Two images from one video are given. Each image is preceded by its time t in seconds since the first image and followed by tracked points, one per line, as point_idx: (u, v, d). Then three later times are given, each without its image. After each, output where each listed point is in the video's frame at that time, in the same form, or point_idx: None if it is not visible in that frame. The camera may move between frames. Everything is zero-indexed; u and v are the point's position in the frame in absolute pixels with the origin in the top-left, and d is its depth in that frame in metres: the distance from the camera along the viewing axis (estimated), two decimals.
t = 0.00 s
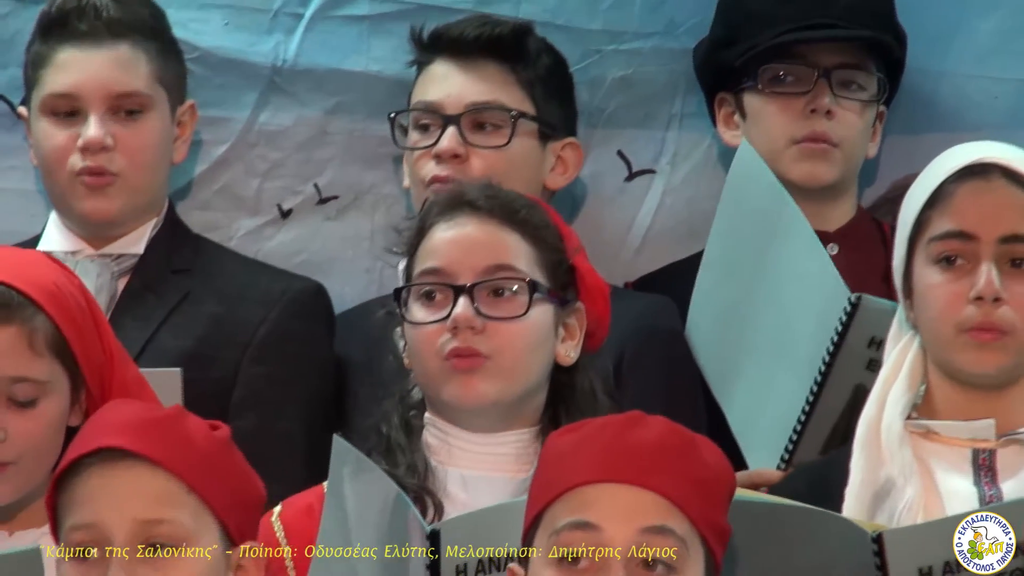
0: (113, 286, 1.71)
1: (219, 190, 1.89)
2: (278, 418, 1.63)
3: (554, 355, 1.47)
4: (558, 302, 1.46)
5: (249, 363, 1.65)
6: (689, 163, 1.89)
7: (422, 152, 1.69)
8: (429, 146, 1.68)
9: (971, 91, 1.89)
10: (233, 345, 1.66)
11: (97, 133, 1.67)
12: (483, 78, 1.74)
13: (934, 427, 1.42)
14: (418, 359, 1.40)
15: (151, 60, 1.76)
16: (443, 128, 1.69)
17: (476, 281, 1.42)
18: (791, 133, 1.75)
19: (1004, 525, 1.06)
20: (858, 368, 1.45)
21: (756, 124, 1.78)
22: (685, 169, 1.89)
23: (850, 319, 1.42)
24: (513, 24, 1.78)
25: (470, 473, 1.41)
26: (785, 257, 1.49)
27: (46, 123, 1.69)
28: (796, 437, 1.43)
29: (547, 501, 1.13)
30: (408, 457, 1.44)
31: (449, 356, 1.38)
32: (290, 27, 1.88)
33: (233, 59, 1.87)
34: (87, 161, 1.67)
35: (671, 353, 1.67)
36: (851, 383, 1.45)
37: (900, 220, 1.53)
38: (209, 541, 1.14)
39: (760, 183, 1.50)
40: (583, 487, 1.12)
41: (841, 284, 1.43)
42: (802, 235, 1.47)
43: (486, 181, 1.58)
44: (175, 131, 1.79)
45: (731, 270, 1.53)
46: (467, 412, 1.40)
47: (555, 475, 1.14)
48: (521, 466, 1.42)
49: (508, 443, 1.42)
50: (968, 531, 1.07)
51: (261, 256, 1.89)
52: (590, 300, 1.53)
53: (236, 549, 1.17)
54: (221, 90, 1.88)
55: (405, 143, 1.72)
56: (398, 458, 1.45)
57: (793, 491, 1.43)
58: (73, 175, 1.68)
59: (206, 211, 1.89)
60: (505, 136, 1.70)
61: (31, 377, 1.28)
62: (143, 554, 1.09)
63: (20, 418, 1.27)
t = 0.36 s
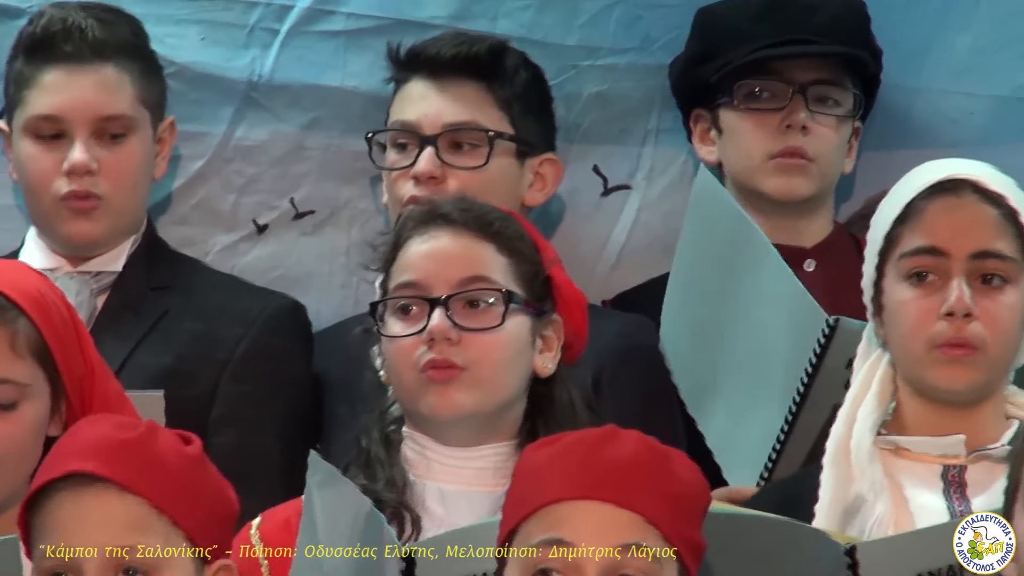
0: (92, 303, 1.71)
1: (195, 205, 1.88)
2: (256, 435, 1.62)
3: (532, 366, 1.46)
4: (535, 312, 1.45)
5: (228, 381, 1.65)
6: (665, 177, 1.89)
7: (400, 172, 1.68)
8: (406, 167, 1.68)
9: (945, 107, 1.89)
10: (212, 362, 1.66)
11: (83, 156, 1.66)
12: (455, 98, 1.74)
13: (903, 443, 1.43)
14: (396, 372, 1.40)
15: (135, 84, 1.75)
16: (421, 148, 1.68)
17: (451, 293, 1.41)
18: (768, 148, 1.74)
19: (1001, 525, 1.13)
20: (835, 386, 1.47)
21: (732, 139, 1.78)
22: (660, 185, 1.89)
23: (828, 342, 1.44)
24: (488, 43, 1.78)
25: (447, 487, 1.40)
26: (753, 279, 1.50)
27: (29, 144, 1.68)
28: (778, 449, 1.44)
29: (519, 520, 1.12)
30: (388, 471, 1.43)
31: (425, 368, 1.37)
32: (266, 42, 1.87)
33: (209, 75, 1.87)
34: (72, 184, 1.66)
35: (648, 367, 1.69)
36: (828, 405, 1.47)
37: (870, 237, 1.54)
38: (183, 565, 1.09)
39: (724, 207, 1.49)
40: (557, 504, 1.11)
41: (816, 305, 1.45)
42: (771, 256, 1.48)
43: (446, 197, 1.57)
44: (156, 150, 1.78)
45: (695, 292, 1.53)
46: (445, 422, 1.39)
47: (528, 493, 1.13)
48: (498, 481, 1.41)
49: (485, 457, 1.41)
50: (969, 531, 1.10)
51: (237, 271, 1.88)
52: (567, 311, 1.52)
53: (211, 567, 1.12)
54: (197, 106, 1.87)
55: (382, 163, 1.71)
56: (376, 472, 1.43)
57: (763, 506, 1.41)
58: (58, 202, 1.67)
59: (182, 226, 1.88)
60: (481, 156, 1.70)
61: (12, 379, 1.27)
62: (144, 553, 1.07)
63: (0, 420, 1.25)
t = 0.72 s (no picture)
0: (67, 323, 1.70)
1: (171, 224, 1.88)
2: (229, 455, 1.61)
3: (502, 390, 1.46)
4: (505, 337, 1.45)
5: (201, 402, 1.64)
6: (640, 198, 1.89)
7: (372, 185, 1.68)
8: (379, 180, 1.67)
9: (920, 126, 1.89)
10: (185, 383, 1.66)
11: (58, 181, 1.65)
12: (432, 114, 1.74)
13: (870, 463, 1.43)
14: (367, 398, 1.38)
15: (111, 107, 1.74)
16: (394, 162, 1.68)
17: (422, 318, 1.41)
18: (748, 168, 1.72)
19: (1001, 526, 1.12)
20: (806, 401, 1.47)
21: (711, 161, 1.76)
22: (636, 204, 1.89)
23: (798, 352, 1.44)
24: (466, 60, 1.78)
25: (416, 511, 1.39)
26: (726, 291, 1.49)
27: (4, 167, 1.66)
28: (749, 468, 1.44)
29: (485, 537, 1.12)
30: (356, 495, 1.41)
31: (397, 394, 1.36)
32: (241, 61, 1.87)
33: (185, 94, 1.87)
34: (47, 208, 1.65)
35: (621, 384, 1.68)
36: (800, 419, 1.47)
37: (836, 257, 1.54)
38: None
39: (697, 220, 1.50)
40: (525, 523, 1.11)
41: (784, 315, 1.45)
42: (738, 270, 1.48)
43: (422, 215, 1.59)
44: (131, 171, 1.78)
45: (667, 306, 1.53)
46: (416, 448, 1.38)
47: (494, 512, 1.13)
48: (466, 505, 1.41)
49: (453, 481, 1.41)
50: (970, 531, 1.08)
51: (212, 291, 1.87)
52: (536, 333, 1.53)
53: None
54: (172, 125, 1.87)
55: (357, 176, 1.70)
56: (345, 495, 1.42)
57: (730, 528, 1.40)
58: (34, 225, 1.66)
59: (157, 245, 1.87)
60: (456, 172, 1.70)
61: None
62: (144, 552, 1.09)
63: None
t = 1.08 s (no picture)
0: (46, 335, 1.70)
1: (149, 234, 1.87)
2: (209, 466, 1.61)
3: (467, 399, 1.46)
4: (471, 344, 1.45)
5: (182, 412, 1.64)
6: (618, 209, 1.88)
7: (349, 202, 1.67)
8: (354, 194, 1.68)
9: (900, 136, 1.89)
10: (164, 394, 1.65)
11: (36, 194, 1.64)
12: (404, 125, 1.74)
13: (844, 474, 1.42)
14: (331, 405, 1.39)
15: (89, 119, 1.73)
16: (369, 175, 1.68)
17: (388, 324, 1.41)
18: (730, 179, 1.73)
19: (1003, 525, 1.14)
20: (774, 410, 1.47)
21: (692, 172, 1.76)
22: (614, 215, 1.88)
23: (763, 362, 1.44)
24: (436, 70, 1.78)
25: (381, 520, 1.39)
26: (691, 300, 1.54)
27: None
28: (720, 480, 1.45)
29: (461, 540, 1.11)
30: (321, 505, 1.42)
31: (365, 400, 1.37)
32: (219, 72, 1.87)
33: (163, 104, 1.86)
34: (25, 222, 1.64)
35: (598, 395, 1.68)
36: (771, 426, 1.47)
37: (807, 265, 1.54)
38: None
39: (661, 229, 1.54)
40: (500, 531, 1.09)
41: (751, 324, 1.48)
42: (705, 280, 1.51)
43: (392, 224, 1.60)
44: (110, 180, 1.77)
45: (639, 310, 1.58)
46: (379, 462, 1.39)
47: (470, 519, 1.12)
48: (432, 513, 1.41)
49: (419, 489, 1.41)
50: (969, 532, 1.15)
51: (190, 302, 1.86)
52: (501, 341, 1.52)
53: None
54: (151, 136, 1.87)
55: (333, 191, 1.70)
56: (311, 506, 1.42)
57: (706, 537, 1.41)
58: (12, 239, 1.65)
59: (135, 256, 1.86)
60: (431, 183, 1.70)
61: None
62: (144, 554, 1.03)
63: None
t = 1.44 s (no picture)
0: (29, 345, 1.69)
1: (130, 244, 1.86)
2: (190, 476, 1.61)
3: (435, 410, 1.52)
4: (438, 356, 1.51)
5: (165, 423, 1.64)
6: (599, 218, 1.88)
7: (322, 205, 1.70)
8: (328, 199, 1.70)
9: (881, 146, 1.89)
10: (147, 405, 1.65)
11: (20, 210, 1.64)
12: (378, 130, 1.76)
13: (825, 483, 1.42)
14: (302, 423, 1.44)
15: (73, 133, 1.73)
16: (342, 179, 1.70)
17: (356, 342, 1.46)
18: (719, 188, 1.71)
19: (1003, 525, 1.13)
20: (750, 421, 1.47)
21: (682, 181, 1.74)
22: (594, 225, 1.88)
23: (740, 374, 1.46)
24: (409, 76, 1.80)
25: (349, 529, 1.43)
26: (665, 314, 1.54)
27: None
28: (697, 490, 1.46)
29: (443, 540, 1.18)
30: (291, 514, 1.45)
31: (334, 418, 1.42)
32: (200, 81, 1.87)
33: (144, 113, 1.86)
34: (8, 238, 1.64)
35: (571, 413, 1.68)
36: (747, 435, 1.47)
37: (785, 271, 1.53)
38: None
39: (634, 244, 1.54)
40: (478, 539, 1.16)
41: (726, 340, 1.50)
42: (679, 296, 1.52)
43: (364, 232, 1.65)
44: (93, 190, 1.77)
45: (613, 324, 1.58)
46: (348, 477, 1.43)
47: (452, 525, 1.18)
48: (399, 520, 1.44)
49: (387, 498, 1.45)
50: (969, 532, 1.14)
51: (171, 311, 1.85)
52: (470, 351, 1.59)
53: None
54: (133, 145, 1.86)
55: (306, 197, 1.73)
56: (280, 515, 1.46)
57: (688, 544, 1.40)
58: None
59: (117, 264, 1.84)
60: (404, 185, 1.72)
61: None
62: (144, 553, 1.12)
63: None
